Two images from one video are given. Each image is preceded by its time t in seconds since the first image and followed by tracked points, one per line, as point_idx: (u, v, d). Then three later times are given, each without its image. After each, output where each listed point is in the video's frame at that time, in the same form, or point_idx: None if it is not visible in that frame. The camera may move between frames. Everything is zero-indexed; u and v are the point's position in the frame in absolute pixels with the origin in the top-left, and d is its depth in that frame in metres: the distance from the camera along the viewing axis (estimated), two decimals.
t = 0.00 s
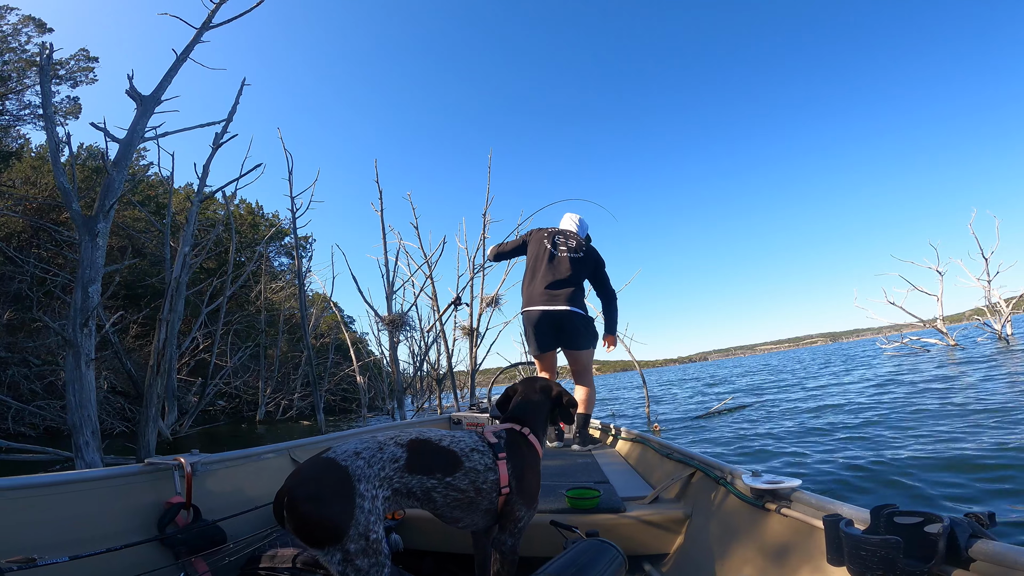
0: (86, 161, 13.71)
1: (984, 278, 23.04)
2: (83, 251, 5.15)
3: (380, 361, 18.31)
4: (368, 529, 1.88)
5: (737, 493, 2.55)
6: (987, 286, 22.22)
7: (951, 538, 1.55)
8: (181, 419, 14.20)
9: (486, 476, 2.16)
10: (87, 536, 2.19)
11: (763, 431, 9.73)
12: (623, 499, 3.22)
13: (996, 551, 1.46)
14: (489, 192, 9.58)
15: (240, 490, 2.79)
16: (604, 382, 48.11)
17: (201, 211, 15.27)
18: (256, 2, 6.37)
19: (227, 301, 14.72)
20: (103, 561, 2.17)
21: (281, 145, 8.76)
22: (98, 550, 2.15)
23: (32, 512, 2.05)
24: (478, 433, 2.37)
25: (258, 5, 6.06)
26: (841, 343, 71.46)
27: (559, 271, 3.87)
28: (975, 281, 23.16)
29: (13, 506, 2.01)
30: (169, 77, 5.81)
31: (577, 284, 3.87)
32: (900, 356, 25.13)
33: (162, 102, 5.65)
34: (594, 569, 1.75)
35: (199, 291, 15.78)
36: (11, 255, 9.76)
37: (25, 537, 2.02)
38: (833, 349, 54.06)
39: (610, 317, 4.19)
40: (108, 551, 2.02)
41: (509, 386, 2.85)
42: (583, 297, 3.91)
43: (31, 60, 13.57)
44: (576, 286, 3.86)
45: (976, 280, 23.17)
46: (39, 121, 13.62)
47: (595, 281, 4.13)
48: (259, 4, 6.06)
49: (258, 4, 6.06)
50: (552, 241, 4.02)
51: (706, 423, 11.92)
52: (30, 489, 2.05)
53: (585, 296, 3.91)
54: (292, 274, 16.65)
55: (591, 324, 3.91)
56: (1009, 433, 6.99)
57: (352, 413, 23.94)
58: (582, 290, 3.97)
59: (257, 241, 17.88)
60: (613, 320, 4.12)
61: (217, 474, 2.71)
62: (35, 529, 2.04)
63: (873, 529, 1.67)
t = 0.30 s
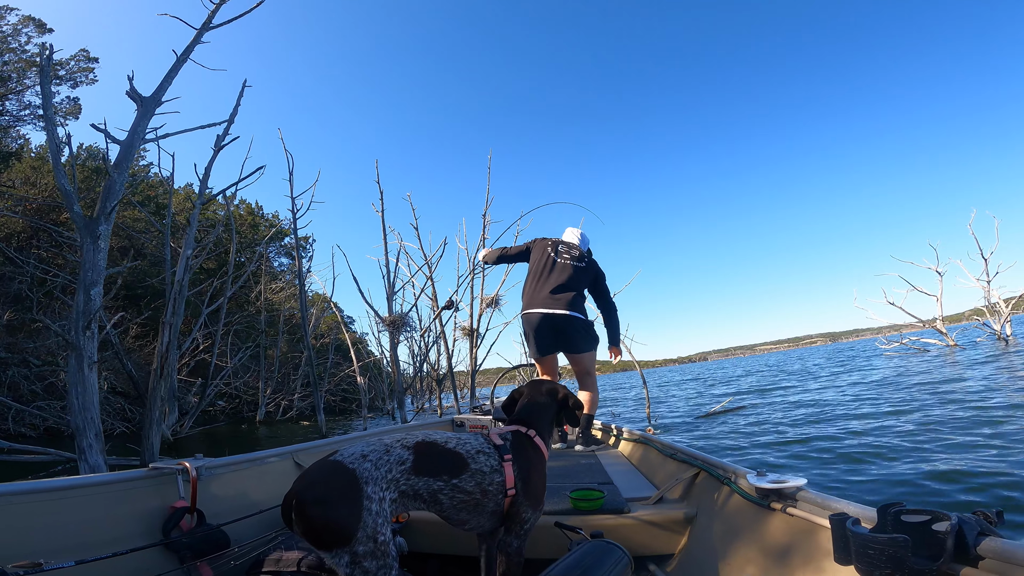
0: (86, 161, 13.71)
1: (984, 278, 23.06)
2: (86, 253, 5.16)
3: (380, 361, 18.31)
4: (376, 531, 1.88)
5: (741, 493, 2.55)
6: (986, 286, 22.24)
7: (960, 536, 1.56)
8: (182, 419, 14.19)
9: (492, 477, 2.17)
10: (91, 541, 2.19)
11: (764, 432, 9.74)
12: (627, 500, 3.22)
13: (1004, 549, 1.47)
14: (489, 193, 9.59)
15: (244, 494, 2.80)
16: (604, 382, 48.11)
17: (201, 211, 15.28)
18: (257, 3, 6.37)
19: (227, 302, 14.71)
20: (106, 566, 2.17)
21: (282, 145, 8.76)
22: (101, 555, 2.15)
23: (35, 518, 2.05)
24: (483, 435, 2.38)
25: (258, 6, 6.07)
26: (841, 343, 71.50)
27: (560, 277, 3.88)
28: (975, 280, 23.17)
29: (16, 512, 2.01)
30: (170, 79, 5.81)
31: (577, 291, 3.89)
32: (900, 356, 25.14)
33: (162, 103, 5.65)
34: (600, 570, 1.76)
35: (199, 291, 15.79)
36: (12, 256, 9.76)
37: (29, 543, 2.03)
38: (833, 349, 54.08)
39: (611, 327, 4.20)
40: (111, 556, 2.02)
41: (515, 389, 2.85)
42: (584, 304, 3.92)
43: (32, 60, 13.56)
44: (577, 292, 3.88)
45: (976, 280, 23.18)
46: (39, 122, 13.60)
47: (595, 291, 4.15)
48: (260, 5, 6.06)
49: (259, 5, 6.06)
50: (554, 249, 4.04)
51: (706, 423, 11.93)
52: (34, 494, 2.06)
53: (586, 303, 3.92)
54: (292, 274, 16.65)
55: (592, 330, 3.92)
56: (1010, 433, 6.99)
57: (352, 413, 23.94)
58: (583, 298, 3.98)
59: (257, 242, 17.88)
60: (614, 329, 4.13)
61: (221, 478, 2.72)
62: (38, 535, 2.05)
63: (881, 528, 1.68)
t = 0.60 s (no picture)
0: (85, 162, 13.69)
1: (984, 278, 23.02)
2: (88, 255, 5.17)
3: (379, 361, 18.30)
4: (377, 533, 1.89)
5: (742, 492, 2.56)
6: (986, 286, 22.23)
7: (963, 535, 1.57)
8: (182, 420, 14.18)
9: (493, 479, 2.17)
10: (93, 542, 2.19)
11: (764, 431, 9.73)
12: (629, 500, 3.23)
13: (1006, 548, 1.47)
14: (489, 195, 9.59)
15: (246, 496, 2.81)
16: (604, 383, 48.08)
17: (201, 212, 15.28)
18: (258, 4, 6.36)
19: (227, 303, 14.71)
20: (107, 567, 2.18)
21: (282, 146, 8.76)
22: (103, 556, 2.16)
23: (36, 520, 2.06)
24: (486, 436, 2.38)
25: (259, 7, 6.07)
26: (840, 343, 71.56)
27: (563, 282, 3.88)
28: (974, 280, 23.13)
29: (18, 513, 2.02)
30: (171, 80, 5.81)
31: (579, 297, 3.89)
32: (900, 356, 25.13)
33: (164, 105, 5.65)
34: (601, 570, 1.77)
35: (199, 292, 15.80)
36: (12, 257, 9.74)
37: (31, 544, 2.03)
38: (832, 350, 54.10)
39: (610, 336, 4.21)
40: (113, 558, 2.03)
41: (518, 389, 2.85)
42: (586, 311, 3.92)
43: (31, 61, 13.54)
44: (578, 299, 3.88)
45: (976, 280, 23.14)
46: (39, 122, 13.58)
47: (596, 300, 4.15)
48: (261, 6, 6.06)
49: (260, 7, 6.06)
50: (560, 255, 4.05)
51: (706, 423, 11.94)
52: (35, 496, 2.06)
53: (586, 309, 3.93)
54: (291, 275, 16.64)
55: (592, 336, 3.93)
56: (1010, 433, 6.99)
57: (352, 413, 23.93)
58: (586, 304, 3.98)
59: (257, 242, 17.87)
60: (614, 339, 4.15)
61: (223, 479, 2.73)
62: (40, 535, 2.06)
63: (884, 527, 1.69)
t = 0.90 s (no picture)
0: (85, 162, 13.69)
1: (983, 278, 22.99)
2: (86, 254, 5.16)
3: (379, 362, 18.31)
4: (373, 532, 1.89)
5: (741, 492, 2.56)
6: (985, 286, 22.24)
7: (960, 536, 1.56)
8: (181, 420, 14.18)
9: (491, 479, 2.17)
10: (92, 540, 2.19)
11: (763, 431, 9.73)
12: (627, 499, 3.23)
13: (1004, 550, 1.47)
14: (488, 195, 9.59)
15: (245, 494, 2.81)
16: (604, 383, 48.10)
17: (201, 212, 15.29)
18: (257, 3, 6.36)
19: (226, 303, 14.71)
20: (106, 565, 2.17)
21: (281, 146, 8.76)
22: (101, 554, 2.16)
23: (34, 518, 2.05)
24: (483, 435, 2.38)
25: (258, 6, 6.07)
26: (840, 343, 71.60)
27: (566, 286, 3.87)
28: (973, 280, 23.11)
29: (16, 511, 2.01)
30: (170, 79, 5.81)
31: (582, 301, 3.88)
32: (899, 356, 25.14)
33: (162, 104, 5.65)
34: (600, 570, 1.76)
35: (199, 292, 15.81)
36: (11, 257, 9.74)
37: (30, 542, 2.03)
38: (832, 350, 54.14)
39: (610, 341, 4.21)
40: (111, 556, 2.03)
41: (517, 389, 2.84)
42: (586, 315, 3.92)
43: (30, 61, 13.54)
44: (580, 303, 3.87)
45: (975, 280, 23.12)
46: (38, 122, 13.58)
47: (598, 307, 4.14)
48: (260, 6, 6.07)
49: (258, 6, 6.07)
50: (565, 262, 4.02)
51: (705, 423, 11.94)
52: (33, 494, 2.06)
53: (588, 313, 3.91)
54: (291, 275, 16.66)
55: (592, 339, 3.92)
56: (1008, 433, 7.00)
57: (352, 413, 23.95)
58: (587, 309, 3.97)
59: (257, 243, 17.88)
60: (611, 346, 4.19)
61: (222, 477, 2.73)
62: (38, 534, 2.05)
63: (881, 528, 1.68)
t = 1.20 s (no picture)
0: (84, 162, 13.69)
1: (982, 278, 22.97)
2: (83, 253, 5.14)
3: (378, 362, 18.32)
4: (369, 530, 1.88)
5: (739, 493, 2.55)
6: (984, 286, 22.22)
7: (956, 537, 1.55)
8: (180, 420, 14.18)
9: (486, 477, 2.16)
10: (90, 536, 2.19)
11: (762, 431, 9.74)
12: (626, 498, 3.23)
13: (1002, 552, 1.46)
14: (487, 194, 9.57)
15: (244, 490, 2.81)
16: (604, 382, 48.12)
17: (200, 211, 15.30)
18: (255, 3, 6.36)
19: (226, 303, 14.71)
20: (104, 561, 2.17)
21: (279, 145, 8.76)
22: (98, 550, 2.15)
23: (33, 514, 2.05)
24: (479, 433, 2.37)
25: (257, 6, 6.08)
26: (840, 343, 71.64)
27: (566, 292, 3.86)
28: (973, 280, 23.09)
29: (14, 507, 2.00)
30: (169, 78, 5.81)
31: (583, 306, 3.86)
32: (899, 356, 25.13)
33: (161, 102, 5.64)
34: (596, 569, 1.75)
35: (198, 292, 15.81)
36: (10, 257, 9.73)
37: (28, 537, 2.02)
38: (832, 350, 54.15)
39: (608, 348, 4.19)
40: (109, 552, 2.02)
41: (511, 388, 2.85)
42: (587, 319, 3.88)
43: (29, 61, 13.53)
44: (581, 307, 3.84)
45: (974, 280, 23.10)
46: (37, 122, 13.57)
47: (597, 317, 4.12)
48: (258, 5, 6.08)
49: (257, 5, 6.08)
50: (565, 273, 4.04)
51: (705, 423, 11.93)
52: (32, 490, 2.05)
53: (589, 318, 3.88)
54: (290, 275, 16.67)
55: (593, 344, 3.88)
56: (1007, 433, 7.00)
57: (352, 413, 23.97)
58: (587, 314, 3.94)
59: (256, 243, 17.89)
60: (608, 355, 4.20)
61: (221, 474, 2.72)
62: (38, 530, 2.05)
63: (877, 529, 1.67)
